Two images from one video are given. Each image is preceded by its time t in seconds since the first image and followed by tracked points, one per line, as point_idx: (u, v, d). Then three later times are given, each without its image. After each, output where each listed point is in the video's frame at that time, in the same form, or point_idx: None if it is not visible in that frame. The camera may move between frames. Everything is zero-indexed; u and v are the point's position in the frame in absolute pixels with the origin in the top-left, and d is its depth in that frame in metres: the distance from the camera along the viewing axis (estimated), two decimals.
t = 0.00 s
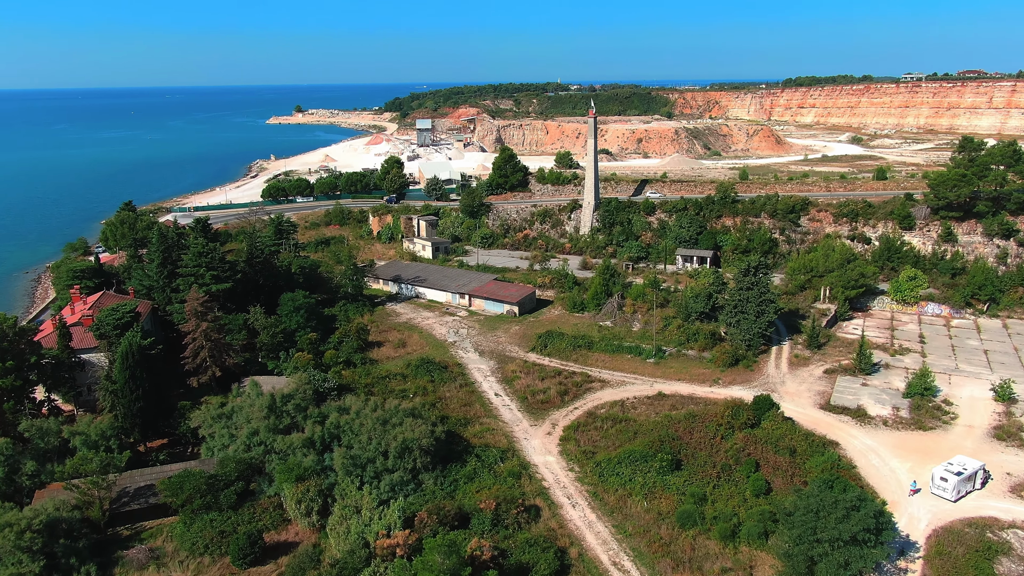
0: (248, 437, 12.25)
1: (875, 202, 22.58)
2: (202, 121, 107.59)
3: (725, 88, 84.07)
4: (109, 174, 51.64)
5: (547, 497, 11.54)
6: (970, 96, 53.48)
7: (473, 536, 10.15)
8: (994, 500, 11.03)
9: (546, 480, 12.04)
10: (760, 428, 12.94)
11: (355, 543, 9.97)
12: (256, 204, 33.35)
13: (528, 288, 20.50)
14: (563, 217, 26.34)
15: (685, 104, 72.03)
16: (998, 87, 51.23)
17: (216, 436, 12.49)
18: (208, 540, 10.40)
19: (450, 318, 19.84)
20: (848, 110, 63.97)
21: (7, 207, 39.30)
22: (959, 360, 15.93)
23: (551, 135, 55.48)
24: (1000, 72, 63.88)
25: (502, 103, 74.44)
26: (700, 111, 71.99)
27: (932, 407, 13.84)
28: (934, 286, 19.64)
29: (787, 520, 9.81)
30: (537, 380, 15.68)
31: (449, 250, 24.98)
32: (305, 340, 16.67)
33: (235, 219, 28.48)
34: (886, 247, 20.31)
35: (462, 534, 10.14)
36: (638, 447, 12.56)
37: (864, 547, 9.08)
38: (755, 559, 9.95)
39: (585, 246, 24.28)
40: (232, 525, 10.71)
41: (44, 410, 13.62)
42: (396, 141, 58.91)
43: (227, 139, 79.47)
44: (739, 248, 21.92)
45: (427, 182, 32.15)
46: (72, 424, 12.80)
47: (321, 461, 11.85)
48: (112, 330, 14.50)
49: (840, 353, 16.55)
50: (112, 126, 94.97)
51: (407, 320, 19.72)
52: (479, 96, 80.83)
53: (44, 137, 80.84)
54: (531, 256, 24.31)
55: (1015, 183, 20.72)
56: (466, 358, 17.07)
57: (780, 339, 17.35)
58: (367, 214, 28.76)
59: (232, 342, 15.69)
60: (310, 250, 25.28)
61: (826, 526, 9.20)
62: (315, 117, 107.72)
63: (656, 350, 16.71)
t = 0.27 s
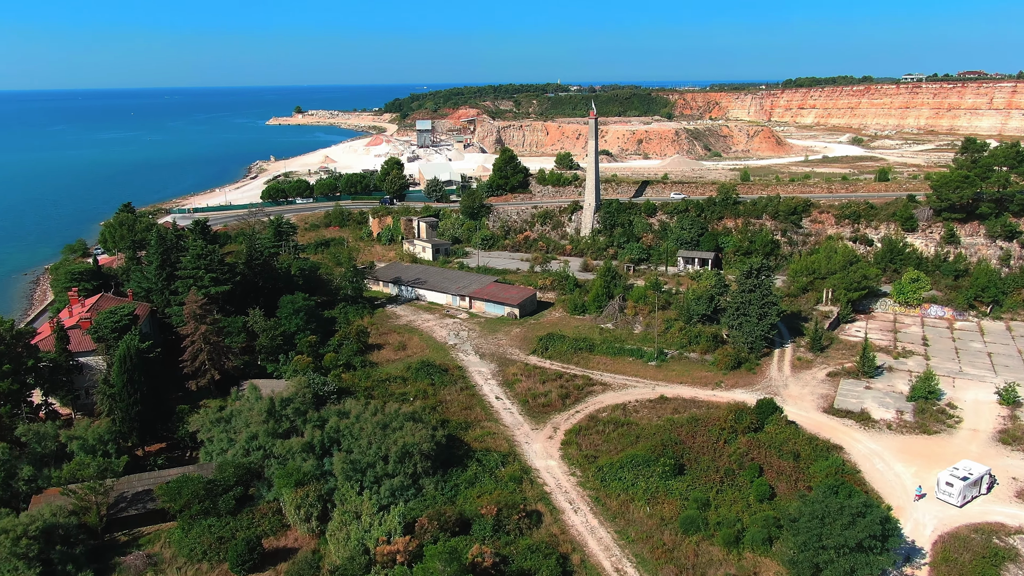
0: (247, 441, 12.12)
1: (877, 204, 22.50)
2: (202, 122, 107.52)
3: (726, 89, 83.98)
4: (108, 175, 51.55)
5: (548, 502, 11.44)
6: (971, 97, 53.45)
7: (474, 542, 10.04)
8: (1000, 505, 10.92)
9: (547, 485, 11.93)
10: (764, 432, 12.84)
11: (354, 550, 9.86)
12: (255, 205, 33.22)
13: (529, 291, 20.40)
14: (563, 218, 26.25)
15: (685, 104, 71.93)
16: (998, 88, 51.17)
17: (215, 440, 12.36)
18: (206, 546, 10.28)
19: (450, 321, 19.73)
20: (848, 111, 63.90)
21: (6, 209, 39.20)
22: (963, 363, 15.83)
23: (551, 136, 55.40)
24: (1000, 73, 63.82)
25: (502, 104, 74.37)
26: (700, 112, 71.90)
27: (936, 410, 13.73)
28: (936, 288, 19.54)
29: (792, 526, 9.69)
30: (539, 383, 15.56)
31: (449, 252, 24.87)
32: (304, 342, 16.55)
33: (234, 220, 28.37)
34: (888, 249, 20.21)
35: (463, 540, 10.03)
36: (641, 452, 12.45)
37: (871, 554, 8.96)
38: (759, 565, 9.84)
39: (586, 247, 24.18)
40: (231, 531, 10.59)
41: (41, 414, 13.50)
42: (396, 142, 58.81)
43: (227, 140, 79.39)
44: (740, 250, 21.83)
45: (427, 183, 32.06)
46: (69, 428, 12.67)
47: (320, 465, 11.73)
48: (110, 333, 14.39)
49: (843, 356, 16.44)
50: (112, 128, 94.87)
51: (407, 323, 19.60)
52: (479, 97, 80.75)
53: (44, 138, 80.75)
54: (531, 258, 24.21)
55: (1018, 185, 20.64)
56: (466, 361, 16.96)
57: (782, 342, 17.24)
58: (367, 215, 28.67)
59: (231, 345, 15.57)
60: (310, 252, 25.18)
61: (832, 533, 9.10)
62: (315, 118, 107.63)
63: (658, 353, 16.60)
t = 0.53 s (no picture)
0: (245, 453, 11.98)
1: (879, 213, 22.45)
2: (203, 131, 107.80)
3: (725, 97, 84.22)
4: (108, 184, 51.60)
5: (549, 515, 11.30)
6: (970, 105, 53.61)
7: (474, 557, 9.91)
8: (1007, 518, 10.79)
9: (548, 497, 11.81)
10: (767, 444, 12.71)
11: (353, 564, 9.71)
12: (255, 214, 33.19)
13: (529, 300, 20.32)
14: (564, 227, 26.22)
15: (685, 113, 72.10)
16: (997, 96, 51.34)
17: (212, 452, 12.22)
18: (203, 561, 10.13)
19: (450, 330, 19.62)
20: (848, 120, 64.04)
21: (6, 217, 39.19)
22: (966, 373, 15.73)
23: (551, 144, 55.48)
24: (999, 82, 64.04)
25: (502, 112, 74.58)
26: (700, 120, 72.03)
27: (940, 421, 13.63)
28: (939, 297, 19.46)
29: (797, 540, 9.56)
30: (539, 394, 15.45)
31: (449, 261, 24.81)
32: (304, 353, 16.44)
33: (233, 229, 28.34)
34: (890, 257, 20.15)
35: (464, 554, 9.89)
36: (643, 463, 12.33)
37: (877, 569, 8.82)
38: None
39: (587, 256, 24.12)
40: (228, 545, 10.45)
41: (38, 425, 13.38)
42: (396, 150, 58.91)
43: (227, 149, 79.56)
44: (742, 259, 21.77)
45: (427, 192, 32.05)
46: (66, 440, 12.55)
47: (319, 478, 11.60)
48: (108, 343, 14.28)
49: (845, 366, 16.33)
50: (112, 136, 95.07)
51: (407, 332, 19.50)
52: (480, 106, 80.97)
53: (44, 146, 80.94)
54: (532, 267, 24.14)
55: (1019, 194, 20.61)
56: (466, 371, 16.85)
57: (784, 352, 17.13)
58: (367, 224, 28.64)
59: (229, 355, 15.45)
60: (309, 261, 25.13)
61: (838, 547, 8.97)
62: (316, 126, 107.92)
63: (660, 363, 16.49)
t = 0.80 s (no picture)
0: (242, 472, 11.80)
1: (880, 229, 22.44)
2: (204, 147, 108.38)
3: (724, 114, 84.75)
4: (109, 200, 51.73)
5: (551, 536, 11.12)
6: (969, 122, 53.95)
7: None
8: (1016, 539, 10.61)
9: (550, 518, 11.63)
10: (771, 463, 12.55)
11: None
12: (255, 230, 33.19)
13: (530, 317, 20.23)
14: (564, 243, 26.21)
15: (684, 129, 72.48)
16: (995, 113, 51.70)
17: (209, 471, 12.05)
18: None
19: (451, 347, 19.51)
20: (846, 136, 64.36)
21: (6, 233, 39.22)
22: (971, 391, 15.58)
23: (551, 160, 55.70)
24: (997, 99, 64.50)
25: (503, 128, 74.99)
26: (699, 136, 72.37)
27: (946, 440, 13.47)
28: (941, 313, 19.38)
29: (803, 562, 9.37)
30: (540, 412, 15.30)
31: (449, 277, 24.75)
32: (303, 370, 16.31)
33: (233, 245, 28.34)
34: (892, 274, 20.09)
35: None
36: (645, 483, 12.16)
37: None
38: None
39: (588, 272, 24.07)
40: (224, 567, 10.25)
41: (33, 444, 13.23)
42: (397, 166, 59.14)
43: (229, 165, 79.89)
44: (743, 276, 21.72)
45: (427, 208, 32.09)
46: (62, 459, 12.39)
47: (317, 498, 11.42)
48: (105, 361, 14.17)
49: (849, 384, 16.19)
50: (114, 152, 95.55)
51: (407, 349, 19.39)
52: (480, 122, 81.45)
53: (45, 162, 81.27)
54: (532, 283, 24.08)
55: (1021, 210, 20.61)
56: (467, 389, 16.71)
57: (787, 370, 16.99)
58: (367, 240, 28.64)
59: (228, 373, 15.32)
60: (309, 277, 25.08)
61: (845, 571, 8.80)
62: (316, 142, 108.52)
63: (661, 381, 16.36)
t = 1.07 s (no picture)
0: (239, 493, 11.62)
1: (881, 246, 22.41)
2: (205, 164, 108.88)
3: (724, 131, 85.20)
4: (110, 216, 51.83)
5: (552, 558, 10.93)
6: (967, 138, 54.26)
7: None
8: None
9: (551, 539, 11.44)
10: (776, 483, 12.37)
11: None
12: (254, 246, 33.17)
13: (531, 334, 20.12)
14: (564, 260, 26.19)
15: (683, 145, 72.78)
16: (994, 129, 52.00)
17: (206, 492, 11.86)
18: None
19: (451, 365, 19.38)
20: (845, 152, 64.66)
21: (6, 250, 39.23)
22: (976, 409, 15.44)
23: (551, 177, 55.89)
24: (995, 115, 64.88)
25: (503, 145, 75.36)
26: (698, 153, 72.66)
27: (952, 459, 13.30)
28: (945, 331, 19.27)
29: None
30: (541, 431, 15.13)
31: (449, 294, 24.68)
32: (301, 389, 16.18)
33: (232, 262, 28.32)
34: (894, 291, 20.02)
35: None
36: (648, 504, 11.98)
37: None
38: None
39: (588, 289, 24.00)
40: None
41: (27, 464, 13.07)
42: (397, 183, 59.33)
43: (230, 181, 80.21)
44: (744, 293, 21.66)
45: (427, 225, 32.12)
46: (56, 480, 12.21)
47: (315, 520, 11.23)
48: (102, 379, 14.05)
49: (853, 402, 16.04)
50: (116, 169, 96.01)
51: (406, 367, 19.25)
52: (480, 139, 81.88)
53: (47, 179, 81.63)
54: (532, 300, 24.01)
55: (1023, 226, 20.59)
56: (467, 407, 16.56)
57: (790, 388, 16.85)
58: (367, 256, 28.61)
59: (226, 392, 15.19)
60: (308, 294, 25.02)
61: None
62: (317, 159, 109.07)
63: (663, 399, 16.21)
